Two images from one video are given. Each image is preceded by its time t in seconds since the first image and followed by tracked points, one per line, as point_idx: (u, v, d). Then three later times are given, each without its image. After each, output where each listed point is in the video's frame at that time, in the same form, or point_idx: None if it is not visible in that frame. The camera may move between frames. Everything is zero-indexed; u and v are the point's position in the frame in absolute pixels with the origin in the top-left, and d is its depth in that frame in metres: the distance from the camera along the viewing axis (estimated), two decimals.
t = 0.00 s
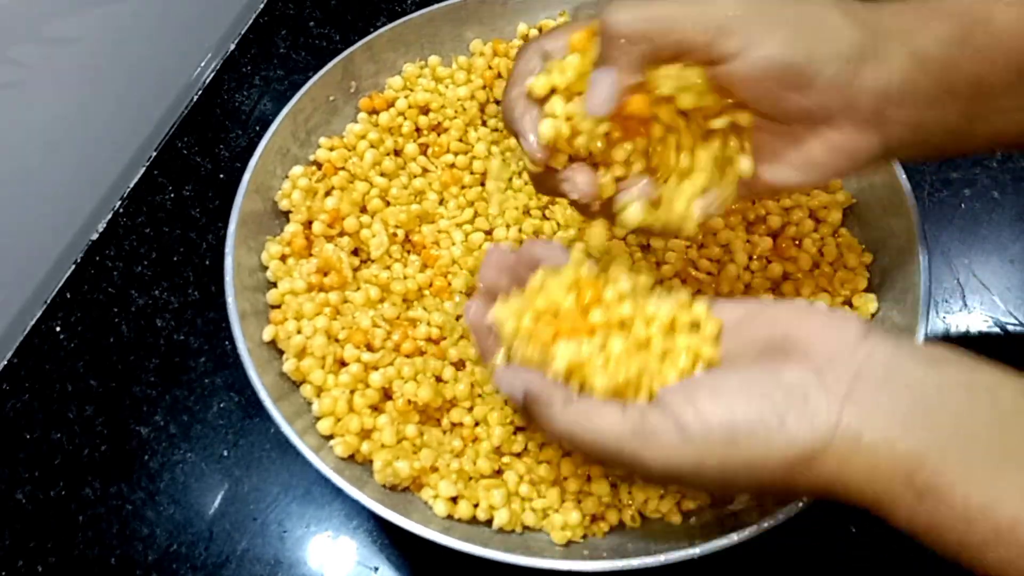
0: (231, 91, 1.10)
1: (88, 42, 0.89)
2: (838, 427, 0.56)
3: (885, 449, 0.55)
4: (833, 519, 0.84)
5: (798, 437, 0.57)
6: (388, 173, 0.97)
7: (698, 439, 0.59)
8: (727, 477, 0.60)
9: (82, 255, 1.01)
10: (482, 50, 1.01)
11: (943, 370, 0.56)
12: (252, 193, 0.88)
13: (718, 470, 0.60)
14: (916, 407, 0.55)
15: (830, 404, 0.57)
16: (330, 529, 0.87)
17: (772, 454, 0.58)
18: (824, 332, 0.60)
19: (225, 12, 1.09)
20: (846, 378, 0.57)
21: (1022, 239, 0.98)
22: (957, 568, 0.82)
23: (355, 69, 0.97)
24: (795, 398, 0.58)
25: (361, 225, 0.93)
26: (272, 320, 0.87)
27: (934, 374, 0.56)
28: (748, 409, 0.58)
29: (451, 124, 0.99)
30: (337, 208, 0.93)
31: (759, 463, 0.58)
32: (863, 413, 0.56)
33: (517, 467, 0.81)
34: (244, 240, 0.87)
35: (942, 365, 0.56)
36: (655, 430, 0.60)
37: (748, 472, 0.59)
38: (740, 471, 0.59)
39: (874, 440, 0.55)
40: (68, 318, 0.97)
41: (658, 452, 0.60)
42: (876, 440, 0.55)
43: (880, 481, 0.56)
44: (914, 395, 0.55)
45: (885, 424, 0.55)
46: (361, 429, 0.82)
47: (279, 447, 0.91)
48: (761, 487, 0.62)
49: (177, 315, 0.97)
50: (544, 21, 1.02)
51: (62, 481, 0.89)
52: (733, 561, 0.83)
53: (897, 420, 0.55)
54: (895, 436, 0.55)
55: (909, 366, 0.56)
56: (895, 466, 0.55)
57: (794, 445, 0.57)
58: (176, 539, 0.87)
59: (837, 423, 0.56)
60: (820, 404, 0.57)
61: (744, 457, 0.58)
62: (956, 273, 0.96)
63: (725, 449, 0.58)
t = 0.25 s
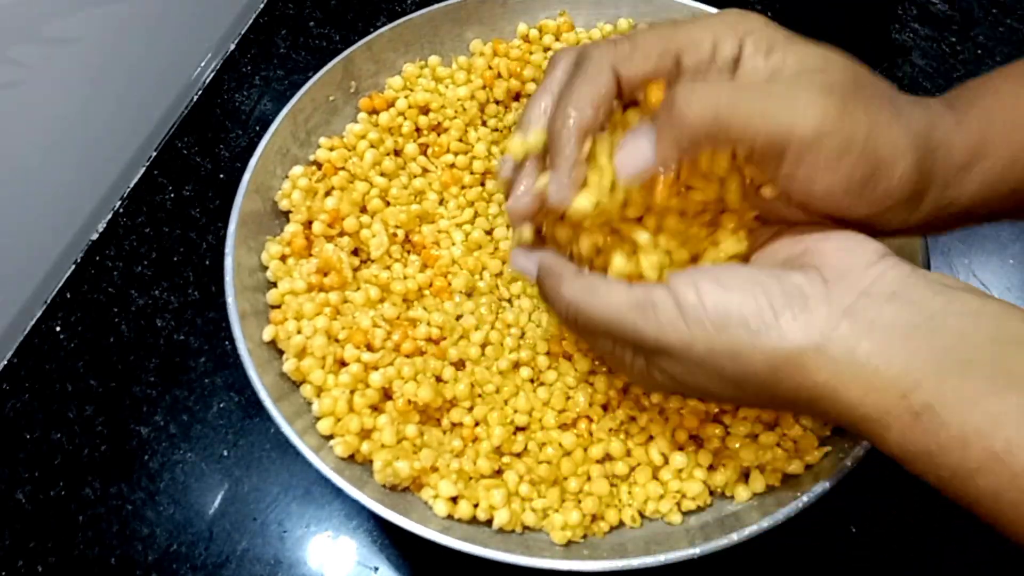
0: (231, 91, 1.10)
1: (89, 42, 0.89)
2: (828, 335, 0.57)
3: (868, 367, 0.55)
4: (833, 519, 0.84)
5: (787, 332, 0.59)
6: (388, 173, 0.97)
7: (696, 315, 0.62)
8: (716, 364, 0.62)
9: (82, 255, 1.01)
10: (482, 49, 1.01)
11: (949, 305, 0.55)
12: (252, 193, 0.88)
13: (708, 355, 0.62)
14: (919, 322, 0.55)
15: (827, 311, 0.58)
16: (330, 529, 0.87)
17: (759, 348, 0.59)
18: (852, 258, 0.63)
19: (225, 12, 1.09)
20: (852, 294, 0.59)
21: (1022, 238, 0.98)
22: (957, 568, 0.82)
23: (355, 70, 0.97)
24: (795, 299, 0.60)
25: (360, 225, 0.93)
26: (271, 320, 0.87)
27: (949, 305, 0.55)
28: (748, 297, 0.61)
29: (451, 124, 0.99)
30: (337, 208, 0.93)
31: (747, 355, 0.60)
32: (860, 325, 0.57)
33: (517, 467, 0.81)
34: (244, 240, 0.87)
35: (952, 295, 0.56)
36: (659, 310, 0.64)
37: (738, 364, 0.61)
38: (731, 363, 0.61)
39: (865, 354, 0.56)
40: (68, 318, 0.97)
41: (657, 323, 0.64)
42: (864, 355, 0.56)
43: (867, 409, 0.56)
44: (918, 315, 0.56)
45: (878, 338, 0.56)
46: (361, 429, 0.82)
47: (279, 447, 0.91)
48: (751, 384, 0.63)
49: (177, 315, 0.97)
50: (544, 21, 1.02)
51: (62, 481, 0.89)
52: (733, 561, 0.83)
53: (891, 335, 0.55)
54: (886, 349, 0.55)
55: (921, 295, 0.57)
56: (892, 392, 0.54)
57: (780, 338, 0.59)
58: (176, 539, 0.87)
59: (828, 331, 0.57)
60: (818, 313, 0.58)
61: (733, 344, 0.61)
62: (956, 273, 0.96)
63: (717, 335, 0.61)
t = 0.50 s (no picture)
0: (231, 90, 1.10)
1: (88, 42, 0.89)
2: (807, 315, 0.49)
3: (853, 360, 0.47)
4: (833, 519, 0.84)
5: (765, 309, 0.51)
6: (388, 173, 0.97)
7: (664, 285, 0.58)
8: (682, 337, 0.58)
9: (82, 254, 1.01)
10: (482, 49, 1.02)
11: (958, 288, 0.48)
12: (252, 193, 0.88)
13: (673, 328, 0.58)
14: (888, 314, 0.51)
15: (812, 290, 0.50)
16: (330, 529, 0.87)
17: (729, 321, 0.53)
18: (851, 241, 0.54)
19: (225, 12, 1.09)
20: (840, 276, 0.51)
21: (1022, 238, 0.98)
22: (957, 567, 0.82)
23: (355, 70, 0.97)
24: (777, 274, 0.52)
25: (360, 225, 0.93)
26: (272, 321, 0.87)
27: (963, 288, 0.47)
28: (719, 259, 0.56)
29: (451, 124, 0.99)
30: (337, 208, 0.93)
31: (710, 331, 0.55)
32: (842, 311, 0.48)
33: (517, 468, 0.81)
34: (244, 240, 0.86)
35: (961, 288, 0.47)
36: (637, 280, 0.60)
37: (699, 337, 0.56)
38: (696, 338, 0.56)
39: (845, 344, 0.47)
40: (68, 318, 0.97)
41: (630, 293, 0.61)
42: (847, 344, 0.47)
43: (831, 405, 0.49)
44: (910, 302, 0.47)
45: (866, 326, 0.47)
46: (361, 429, 0.82)
47: (279, 447, 0.91)
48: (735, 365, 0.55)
49: (177, 315, 0.97)
50: (544, 21, 1.02)
51: (62, 481, 0.89)
52: (733, 561, 0.83)
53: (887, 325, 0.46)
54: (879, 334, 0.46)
55: (920, 284, 0.48)
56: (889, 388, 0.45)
57: (764, 314, 0.51)
58: (176, 539, 0.87)
59: (808, 312, 0.49)
60: (800, 291, 0.51)
61: (705, 316, 0.55)
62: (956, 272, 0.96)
63: (689, 305, 0.56)
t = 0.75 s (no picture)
0: (231, 91, 1.10)
1: (89, 43, 0.89)
2: (795, 313, 0.54)
3: (835, 357, 0.51)
4: (833, 518, 0.84)
5: (753, 306, 0.56)
6: (388, 173, 0.97)
7: (662, 278, 0.62)
8: (677, 329, 0.62)
9: (82, 254, 1.01)
10: (482, 49, 1.02)
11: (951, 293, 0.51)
12: (253, 193, 0.87)
13: (670, 320, 0.62)
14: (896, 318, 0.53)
15: (802, 293, 0.55)
16: (330, 529, 0.87)
17: (720, 316, 0.57)
18: (851, 250, 0.58)
19: (225, 12, 1.09)
20: (834, 281, 0.55)
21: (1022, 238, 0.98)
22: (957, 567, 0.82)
23: (355, 70, 0.97)
24: (769, 272, 0.57)
25: (360, 225, 0.93)
26: (271, 321, 0.87)
27: (960, 294, 0.51)
28: (718, 255, 0.60)
29: (451, 124, 0.99)
30: (337, 207, 0.93)
31: (703, 326, 0.59)
32: (829, 312, 0.53)
33: (517, 468, 0.81)
34: (244, 240, 0.86)
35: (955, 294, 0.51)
36: (641, 275, 0.64)
37: (694, 333, 0.60)
38: (690, 332, 0.61)
39: (831, 341, 0.51)
40: (68, 318, 0.97)
41: (629, 285, 0.65)
42: (831, 342, 0.51)
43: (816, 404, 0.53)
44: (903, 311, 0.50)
45: (851, 324, 0.51)
46: (361, 429, 0.82)
47: (279, 447, 0.91)
48: (725, 361, 0.60)
49: (177, 315, 0.97)
50: (544, 21, 1.03)
51: (62, 481, 0.89)
52: (733, 561, 0.83)
53: (870, 324, 0.51)
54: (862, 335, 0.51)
55: (913, 289, 0.52)
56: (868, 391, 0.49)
57: (754, 311, 0.56)
58: (176, 539, 0.87)
59: (796, 309, 0.54)
60: (790, 291, 0.55)
61: (698, 312, 0.59)
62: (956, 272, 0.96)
63: (681, 302, 0.60)
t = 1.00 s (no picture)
0: (231, 90, 1.10)
1: (89, 42, 0.89)
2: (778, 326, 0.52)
3: (827, 364, 0.50)
4: (833, 518, 0.84)
5: (735, 322, 0.54)
6: (388, 173, 0.97)
7: (647, 308, 0.61)
8: (668, 361, 0.61)
9: (82, 254, 1.01)
10: (482, 49, 1.02)
11: (937, 289, 0.50)
12: (252, 193, 0.87)
13: (660, 351, 0.61)
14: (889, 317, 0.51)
15: (785, 303, 0.53)
16: (330, 529, 0.87)
17: (700, 337, 0.56)
18: (828, 247, 0.56)
19: (225, 12, 1.09)
20: (816, 285, 0.54)
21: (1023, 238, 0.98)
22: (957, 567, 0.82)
23: (355, 70, 0.97)
24: (749, 285, 0.55)
25: (360, 225, 0.93)
26: (271, 320, 0.87)
27: (948, 292, 0.49)
28: (698, 277, 0.59)
29: (451, 124, 0.99)
30: (337, 207, 0.93)
31: (688, 352, 0.58)
32: (812, 322, 0.51)
33: (517, 468, 0.81)
34: (244, 240, 0.86)
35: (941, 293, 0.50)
36: (629, 309, 0.63)
37: (681, 359, 0.59)
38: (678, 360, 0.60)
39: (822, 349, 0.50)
40: (68, 318, 0.97)
41: (620, 321, 0.64)
42: (821, 348, 0.50)
43: (814, 413, 0.51)
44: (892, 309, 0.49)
45: (839, 333, 0.50)
46: (361, 429, 0.82)
47: (279, 447, 0.91)
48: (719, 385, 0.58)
49: (177, 315, 0.97)
50: (544, 21, 1.02)
51: (62, 481, 0.89)
52: (733, 561, 0.82)
53: (856, 329, 0.49)
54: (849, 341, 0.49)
55: (898, 290, 0.51)
56: (862, 399, 0.48)
57: (736, 328, 0.54)
58: (176, 539, 0.87)
59: (779, 322, 0.52)
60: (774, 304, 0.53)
61: (681, 337, 0.57)
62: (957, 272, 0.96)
63: (664, 326, 0.59)
